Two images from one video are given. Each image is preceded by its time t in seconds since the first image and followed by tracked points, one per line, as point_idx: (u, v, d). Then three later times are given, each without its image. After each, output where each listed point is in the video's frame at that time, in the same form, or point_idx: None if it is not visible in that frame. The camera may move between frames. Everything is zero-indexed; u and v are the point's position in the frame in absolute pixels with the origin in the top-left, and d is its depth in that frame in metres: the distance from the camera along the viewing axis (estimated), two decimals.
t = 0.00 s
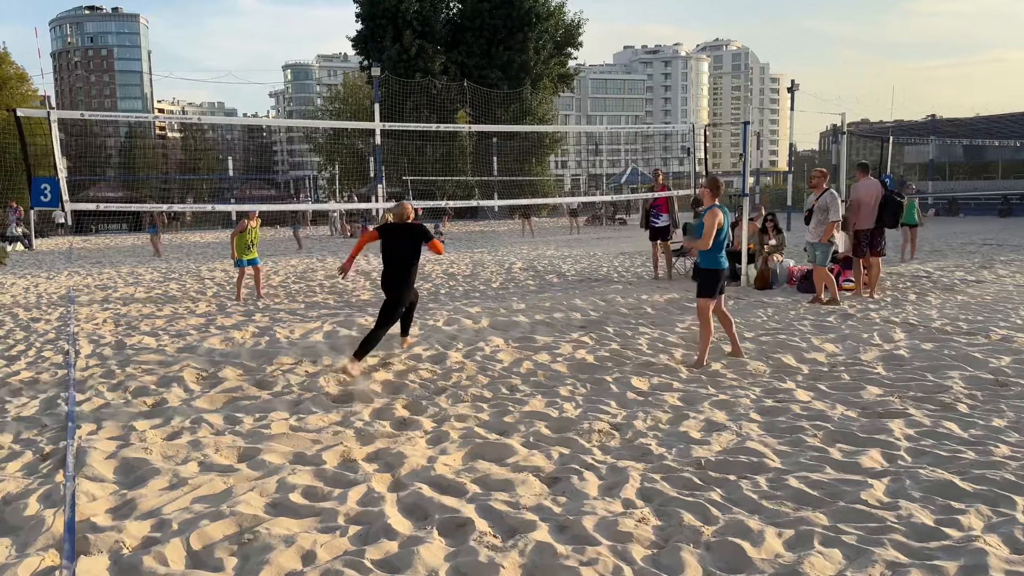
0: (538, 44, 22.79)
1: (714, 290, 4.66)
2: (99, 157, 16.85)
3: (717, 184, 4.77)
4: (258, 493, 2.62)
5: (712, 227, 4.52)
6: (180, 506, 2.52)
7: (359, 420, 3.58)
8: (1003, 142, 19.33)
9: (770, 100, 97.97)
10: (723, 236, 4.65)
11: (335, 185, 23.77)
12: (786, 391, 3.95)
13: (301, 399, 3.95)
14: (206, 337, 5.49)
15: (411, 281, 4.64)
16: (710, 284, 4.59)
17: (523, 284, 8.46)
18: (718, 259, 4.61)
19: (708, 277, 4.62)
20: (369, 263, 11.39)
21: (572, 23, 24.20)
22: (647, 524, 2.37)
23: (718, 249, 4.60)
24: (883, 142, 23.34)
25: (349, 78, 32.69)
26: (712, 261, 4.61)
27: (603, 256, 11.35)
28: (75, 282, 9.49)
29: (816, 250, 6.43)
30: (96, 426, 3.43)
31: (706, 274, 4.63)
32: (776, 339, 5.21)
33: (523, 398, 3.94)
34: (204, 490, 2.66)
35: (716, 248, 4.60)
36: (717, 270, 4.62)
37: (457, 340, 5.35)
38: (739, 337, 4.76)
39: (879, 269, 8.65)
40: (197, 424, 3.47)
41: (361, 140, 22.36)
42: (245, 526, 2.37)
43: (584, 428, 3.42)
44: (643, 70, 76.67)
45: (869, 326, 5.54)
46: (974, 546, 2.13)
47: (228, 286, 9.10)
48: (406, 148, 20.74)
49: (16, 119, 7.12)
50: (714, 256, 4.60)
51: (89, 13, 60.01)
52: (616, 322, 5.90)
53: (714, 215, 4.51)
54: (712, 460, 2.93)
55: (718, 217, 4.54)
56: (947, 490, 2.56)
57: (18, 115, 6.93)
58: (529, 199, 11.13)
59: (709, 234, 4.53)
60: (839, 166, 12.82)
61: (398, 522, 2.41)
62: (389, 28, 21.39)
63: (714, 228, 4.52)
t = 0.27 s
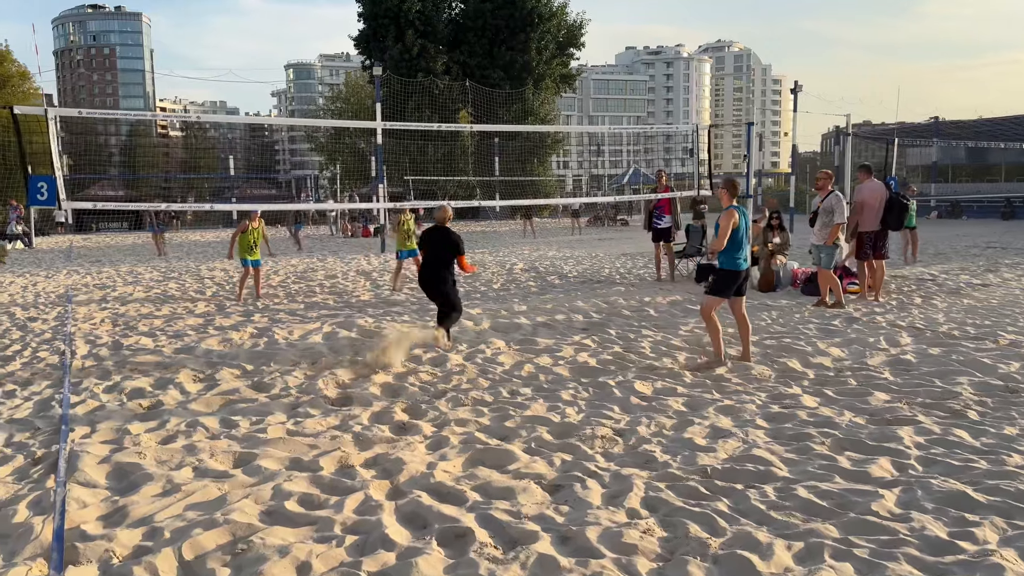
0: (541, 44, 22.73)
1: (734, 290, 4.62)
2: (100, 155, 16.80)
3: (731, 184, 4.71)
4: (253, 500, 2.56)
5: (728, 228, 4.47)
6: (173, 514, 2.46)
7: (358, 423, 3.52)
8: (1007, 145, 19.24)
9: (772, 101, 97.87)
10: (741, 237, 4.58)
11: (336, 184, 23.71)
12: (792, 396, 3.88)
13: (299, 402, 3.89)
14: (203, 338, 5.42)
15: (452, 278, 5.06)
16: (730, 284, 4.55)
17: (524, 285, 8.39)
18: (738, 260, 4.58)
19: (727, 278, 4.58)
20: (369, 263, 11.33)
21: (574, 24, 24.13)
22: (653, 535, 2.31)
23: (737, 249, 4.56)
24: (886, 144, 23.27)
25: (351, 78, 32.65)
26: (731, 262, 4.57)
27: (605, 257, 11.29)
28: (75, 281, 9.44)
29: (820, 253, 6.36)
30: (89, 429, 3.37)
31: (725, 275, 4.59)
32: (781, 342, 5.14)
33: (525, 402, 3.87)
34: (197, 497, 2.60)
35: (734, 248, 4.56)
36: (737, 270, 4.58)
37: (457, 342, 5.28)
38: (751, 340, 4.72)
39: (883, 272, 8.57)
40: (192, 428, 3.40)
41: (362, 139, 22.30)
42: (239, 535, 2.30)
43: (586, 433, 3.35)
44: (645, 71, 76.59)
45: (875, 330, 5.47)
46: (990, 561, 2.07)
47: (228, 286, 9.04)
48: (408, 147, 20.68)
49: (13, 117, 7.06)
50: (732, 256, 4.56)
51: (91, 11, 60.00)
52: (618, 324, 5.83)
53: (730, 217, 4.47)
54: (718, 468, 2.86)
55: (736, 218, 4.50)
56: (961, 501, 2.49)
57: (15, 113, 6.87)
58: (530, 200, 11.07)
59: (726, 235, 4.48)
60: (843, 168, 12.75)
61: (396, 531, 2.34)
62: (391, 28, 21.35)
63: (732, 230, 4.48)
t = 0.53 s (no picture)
0: (541, 47, 22.70)
1: (736, 296, 4.54)
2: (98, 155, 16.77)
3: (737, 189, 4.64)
4: (239, 506, 2.50)
5: (731, 232, 4.41)
6: (155, 521, 2.40)
7: (349, 428, 3.46)
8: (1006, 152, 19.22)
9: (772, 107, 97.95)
10: (746, 241, 4.51)
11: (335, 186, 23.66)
12: (790, 404, 3.83)
13: (289, 405, 3.83)
14: (195, 339, 5.37)
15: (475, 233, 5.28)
16: (732, 290, 4.47)
17: (521, 289, 8.34)
18: (741, 265, 4.50)
19: (728, 284, 4.49)
20: (365, 265, 11.26)
21: (575, 27, 24.11)
22: (647, 546, 2.25)
23: (741, 253, 4.49)
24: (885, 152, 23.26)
25: (351, 80, 32.62)
26: (733, 267, 4.49)
27: (603, 261, 11.24)
28: (68, 281, 9.37)
29: (820, 260, 6.31)
30: (75, 432, 3.31)
31: (727, 281, 4.50)
32: (779, 349, 5.09)
33: (519, 408, 3.82)
34: (182, 503, 2.55)
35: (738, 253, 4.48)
36: (739, 276, 4.50)
37: (452, 346, 5.22)
38: (750, 347, 4.65)
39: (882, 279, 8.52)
40: (179, 432, 3.35)
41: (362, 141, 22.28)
42: (223, 543, 2.25)
43: (581, 440, 3.30)
44: (645, 76, 76.56)
45: (875, 337, 5.42)
46: None
47: (223, 287, 8.99)
48: (407, 149, 20.62)
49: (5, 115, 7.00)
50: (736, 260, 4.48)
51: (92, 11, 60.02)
52: (615, 329, 5.78)
53: (733, 221, 4.42)
54: (714, 478, 2.80)
55: (740, 222, 4.44)
56: (962, 513, 2.44)
57: (7, 110, 6.81)
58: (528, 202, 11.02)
59: (729, 240, 4.40)
60: (842, 174, 12.70)
61: (384, 541, 2.28)
62: (391, 30, 21.30)
63: (735, 233, 4.42)
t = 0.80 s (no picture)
0: (541, 50, 22.68)
1: (732, 300, 4.48)
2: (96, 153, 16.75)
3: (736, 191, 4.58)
4: (216, 509, 2.44)
5: (728, 234, 4.35)
6: (130, 523, 2.34)
7: (335, 430, 3.40)
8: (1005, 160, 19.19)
9: (772, 113, 97.99)
10: (744, 242, 4.46)
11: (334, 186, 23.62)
12: (783, 410, 3.78)
13: (276, 405, 3.77)
14: (184, 338, 5.31)
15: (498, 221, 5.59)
16: (728, 294, 4.41)
17: (517, 291, 8.29)
18: (738, 268, 4.43)
19: (725, 287, 4.43)
20: (361, 265, 11.21)
21: (575, 30, 24.09)
22: (634, 554, 2.20)
23: (739, 255, 4.43)
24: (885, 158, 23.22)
25: (351, 81, 32.56)
26: (731, 270, 4.43)
27: (600, 264, 11.19)
28: (61, 278, 9.32)
29: (817, 265, 6.25)
30: (55, 431, 3.25)
31: (723, 285, 4.44)
32: (774, 354, 5.03)
33: (509, 411, 3.76)
34: (160, 504, 2.49)
35: (735, 256, 4.42)
36: (735, 279, 4.44)
37: (444, 348, 5.17)
38: (744, 352, 4.58)
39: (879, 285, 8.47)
40: (161, 431, 3.28)
41: (360, 142, 22.24)
42: (198, 546, 2.19)
43: (571, 444, 3.24)
44: (646, 80, 76.57)
45: (871, 343, 5.37)
46: None
47: (217, 286, 8.93)
48: (405, 151, 20.58)
49: None
50: (733, 263, 4.42)
51: (93, 10, 60.06)
52: (610, 332, 5.72)
53: (730, 223, 4.37)
54: (705, 484, 2.75)
55: (737, 224, 4.39)
56: (957, 523, 2.39)
57: None
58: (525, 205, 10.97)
59: (726, 241, 4.34)
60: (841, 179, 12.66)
61: (364, 545, 2.23)
62: (391, 31, 21.25)
63: (732, 235, 4.37)
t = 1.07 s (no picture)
0: (543, 53, 22.64)
1: (727, 306, 4.41)
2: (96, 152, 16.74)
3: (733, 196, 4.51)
4: (190, 518, 2.39)
5: (724, 240, 4.29)
6: (101, 531, 2.28)
7: (319, 436, 3.34)
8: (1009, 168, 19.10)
9: (776, 118, 97.89)
10: (739, 250, 4.38)
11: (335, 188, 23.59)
12: (776, 419, 3.71)
13: (262, 410, 3.72)
14: (174, 340, 5.26)
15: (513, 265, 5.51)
16: (723, 300, 4.34)
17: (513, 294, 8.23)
18: (734, 274, 4.37)
19: (720, 294, 4.37)
20: (358, 267, 11.16)
21: (578, 34, 24.04)
22: (614, 570, 2.14)
23: (735, 262, 4.36)
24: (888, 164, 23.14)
25: (354, 82, 32.55)
26: (726, 276, 4.37)
27: (599, 268, 11.13)
28: (57, 278, 9.29)
29: (815, 271, 6.18)
30: (33, 434, 3.20)
31: (719, 291, 4.38)
32: (770, 362, 4.97)
33: (498, 418, 3.70)
34: (132, 512, 2.43)
35: (730, 262, 4.35)
36: (731, 285, 4.37)
37: (435, 352, 5.11)
38: (739, 360, 4.52)
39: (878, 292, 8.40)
40: (142, 436, 3.23)
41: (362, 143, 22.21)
42: (168, 557, 2.13)
43: (558, 453, 3.18)
44: (650, 84, 76.53)
45: (869, 351, 5.30)
46: None
47: (212, 287, 8.90)
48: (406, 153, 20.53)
49: None
50: (728, 269, 4.36)
51: (98, 9, 60.20)
52: (605, 338, 5.66)
53: (726, 228, 4.31)
54: (692, 496, 2.69)
55: (733, 229, 4.32)
56: (948, 540, 2.32)
57: None
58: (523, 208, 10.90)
59: (721, 247, 4.28)
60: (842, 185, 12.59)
61: (338, 558, 2.17)
62: (394, 33, 21.19)
63: (727, 240, 4.31)
